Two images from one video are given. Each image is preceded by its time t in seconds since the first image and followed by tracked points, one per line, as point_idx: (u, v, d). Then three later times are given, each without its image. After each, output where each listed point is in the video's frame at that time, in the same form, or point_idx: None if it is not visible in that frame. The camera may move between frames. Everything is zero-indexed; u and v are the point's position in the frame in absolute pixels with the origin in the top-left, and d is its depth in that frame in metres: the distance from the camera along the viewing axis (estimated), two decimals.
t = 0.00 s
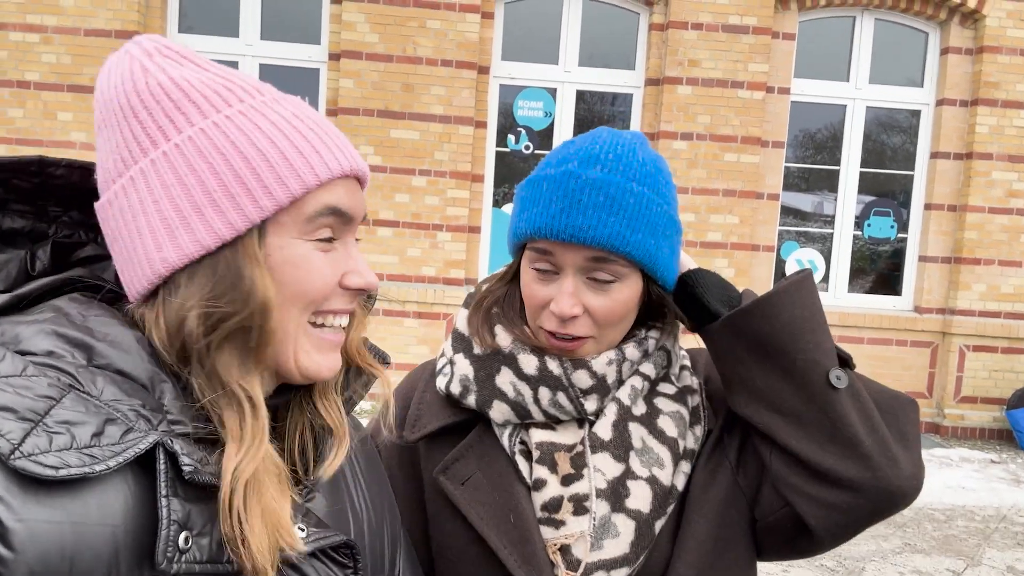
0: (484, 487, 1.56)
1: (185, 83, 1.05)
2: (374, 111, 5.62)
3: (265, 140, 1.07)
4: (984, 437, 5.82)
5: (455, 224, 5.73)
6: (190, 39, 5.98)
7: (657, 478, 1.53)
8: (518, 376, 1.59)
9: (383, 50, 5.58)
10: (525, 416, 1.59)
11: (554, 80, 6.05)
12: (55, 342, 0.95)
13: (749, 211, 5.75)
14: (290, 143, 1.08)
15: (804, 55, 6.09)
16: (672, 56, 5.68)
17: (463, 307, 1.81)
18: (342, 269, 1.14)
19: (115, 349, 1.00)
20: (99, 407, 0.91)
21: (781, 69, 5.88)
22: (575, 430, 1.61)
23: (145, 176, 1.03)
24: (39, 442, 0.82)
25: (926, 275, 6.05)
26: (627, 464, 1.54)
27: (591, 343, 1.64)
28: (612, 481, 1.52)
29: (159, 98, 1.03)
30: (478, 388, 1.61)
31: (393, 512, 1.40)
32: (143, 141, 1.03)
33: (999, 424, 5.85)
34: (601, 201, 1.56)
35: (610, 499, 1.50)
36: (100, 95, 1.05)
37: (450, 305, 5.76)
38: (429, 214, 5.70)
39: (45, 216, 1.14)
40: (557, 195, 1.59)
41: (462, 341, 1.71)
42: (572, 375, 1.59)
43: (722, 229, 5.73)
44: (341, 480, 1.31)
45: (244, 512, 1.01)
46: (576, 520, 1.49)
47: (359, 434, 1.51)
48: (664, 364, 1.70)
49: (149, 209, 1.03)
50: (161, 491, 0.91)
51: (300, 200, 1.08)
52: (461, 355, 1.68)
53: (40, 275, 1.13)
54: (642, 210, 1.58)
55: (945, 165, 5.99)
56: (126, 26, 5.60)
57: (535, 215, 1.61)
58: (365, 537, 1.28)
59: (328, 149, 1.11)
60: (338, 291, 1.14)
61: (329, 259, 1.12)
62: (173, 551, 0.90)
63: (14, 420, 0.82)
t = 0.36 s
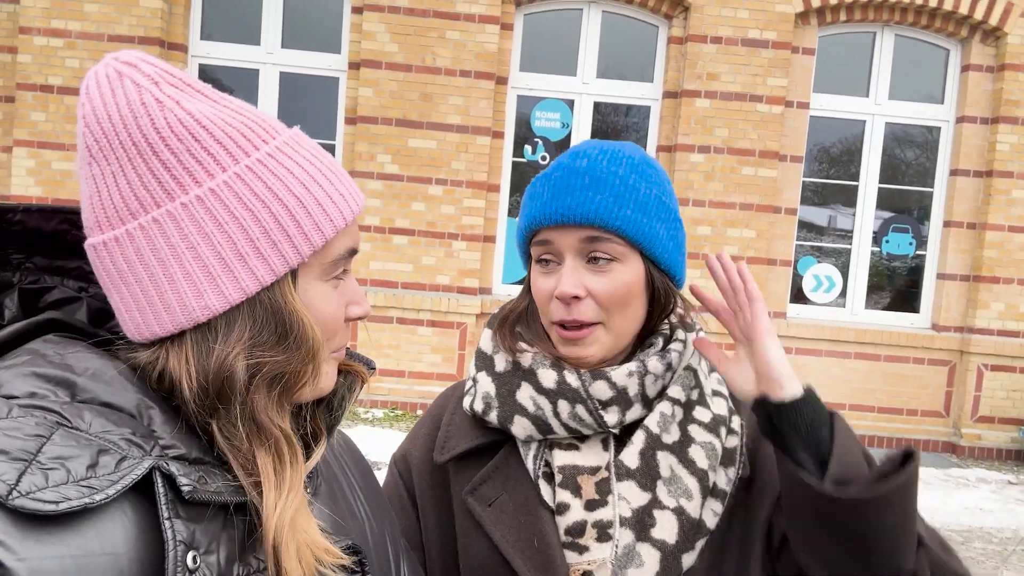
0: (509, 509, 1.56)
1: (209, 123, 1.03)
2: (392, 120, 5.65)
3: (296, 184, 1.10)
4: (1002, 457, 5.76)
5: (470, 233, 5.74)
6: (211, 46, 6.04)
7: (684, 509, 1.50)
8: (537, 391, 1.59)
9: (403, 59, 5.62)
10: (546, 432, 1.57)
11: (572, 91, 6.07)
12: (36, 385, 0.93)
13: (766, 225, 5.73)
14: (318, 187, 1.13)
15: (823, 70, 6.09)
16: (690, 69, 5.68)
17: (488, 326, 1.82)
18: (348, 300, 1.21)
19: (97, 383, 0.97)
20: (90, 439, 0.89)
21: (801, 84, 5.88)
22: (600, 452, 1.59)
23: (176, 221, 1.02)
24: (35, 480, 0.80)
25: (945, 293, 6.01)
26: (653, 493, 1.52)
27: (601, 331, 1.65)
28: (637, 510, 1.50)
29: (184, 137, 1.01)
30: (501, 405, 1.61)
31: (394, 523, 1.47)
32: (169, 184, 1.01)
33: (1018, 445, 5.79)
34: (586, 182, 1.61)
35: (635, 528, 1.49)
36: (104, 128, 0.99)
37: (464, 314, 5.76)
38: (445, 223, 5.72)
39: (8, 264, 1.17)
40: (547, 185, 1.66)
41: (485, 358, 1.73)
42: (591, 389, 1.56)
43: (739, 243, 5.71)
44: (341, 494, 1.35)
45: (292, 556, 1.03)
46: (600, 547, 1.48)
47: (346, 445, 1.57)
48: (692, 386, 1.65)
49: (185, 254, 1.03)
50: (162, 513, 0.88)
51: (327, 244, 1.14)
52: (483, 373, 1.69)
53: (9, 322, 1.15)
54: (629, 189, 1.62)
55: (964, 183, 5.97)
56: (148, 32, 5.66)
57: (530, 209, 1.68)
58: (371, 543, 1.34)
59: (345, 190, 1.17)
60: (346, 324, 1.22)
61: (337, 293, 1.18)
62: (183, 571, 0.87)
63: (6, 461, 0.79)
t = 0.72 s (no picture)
0: (506, 499, 1.58)
1: (239, 118, 1.04)
2: (400, 127, 5.68)
3: (321, 181, 1.11)
4: (1007, 473, 5.73)
5: (476, 240, 5.76)
6: (222, 51, 6.09)
7: (670, 523, 1.47)
8: (535, 385, 1.59)
9: (412, 67, 5.65)
10: (540, 426, 1.58)
11: (579, 101, 6.10)
12: (48, 369, 0.92)
13: (772, 236, 5.73)
14: (341, 185, 1.14)
15: (830, 83, 6.11)
16: (697, 80, 5.71)
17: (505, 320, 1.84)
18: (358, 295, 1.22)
19: (110, 369, 0.97)
20: (102, 425, 0.88)
21: (807, 96, 5.90)
22: (591, 453, 1.58)
23: (205, 211, 1.03)
24: (50, 465, 0.80)
25: (950, 307, 6.00)
26: (640, 502, 1.50)
27: (598, 324, 1.61)
28: (620, 517, 1.51)
29: (215, 131, 1.02)
30: (501, 395, 1.61)
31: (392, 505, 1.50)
32: (198, 174, 1.02)
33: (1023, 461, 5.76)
34: (601, 175, 1.61)
35: (615, 534, 1.50)
36: (135, 118, 1.00)
37: (469, 320, 5.78)
38: (451, 230, 5.74)
39: (18, 248, 1.18)
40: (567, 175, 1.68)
41: (496, 348, 1.72)
42: (584, 389, 1.55)
43: (744, 254, 5.71)
44: (342, 481, 1.37)
45: (301, 546, 1.03)
46: (578, 546, 1.51)
47: (352, 440, 1.56)
48: (698, 397, 1.60)
49: (214, 244, 1.03)
50: (173, 499, 0.88)
51: (347, 240, 1.16)
52: (492, 363, 1.69)
53: (18, 306, 1.16)
54: (644, 187, 1.61)
55: (970, 197, 5.97)
56: (159, 36, 5.70)
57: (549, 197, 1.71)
58: (371, 532, 1.35)
59: (365, 187, 1.18)
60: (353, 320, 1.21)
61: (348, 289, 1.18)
62: (191, 557, 0.87)
63: (22, 446, 0.79)
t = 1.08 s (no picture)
0: (488, 503, 1.59)
1: (231, 109, 1.04)
2: (404, 133, 5.70)
3: (312, 175, 1.12)
4: (1010, 484, 5.70)
5: (478, 245, 5.76)
6: (227, 56, 6.13)
7: (654, 534, 1.46)
8: (516, 390, 1.59)
9: (416, 73, 5.67)
10: (522, 432, 1.59)
11: (583, 108, 6.12)
12: (33, 354, 0.92)
13: (774, 244, 5.73)
14: (332, 179, 1.15)
15: (834, 92, 6.12)
16: (700, 88, 5.72)
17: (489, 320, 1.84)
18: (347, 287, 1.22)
19: (95, 356, 0.97)
20: (86, 411, 0.89)
21: (810, 105, 5.90)
22: (574, 459, 1.59)
23: (195, 201, 1.03)
24: (33, 449, 0.80)
25: (953, 317, 5.98)
26: (624, 513, 1.49)
27: (584, 337, 1.62)
28: (602, 527, 1.49)
29: (208, 121, 1.02)
30: (484, 399, 1.63)
31: (376, 505, 1.49)
32: (190, 164, 1.02)
33: None
34: (577, 187, 1.59)
35: (598, 546, 1.48)
36: (127, 104, 0.99)
37: (471, 326, 5.77)
38: (454, 235, 5.75)
39: (3, 232, 1.15)
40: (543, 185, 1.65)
41: (481, 352, 1.74)
42: (566, 395, 1.56)
43: (747, 261, 5.71)
44: (325, 475, 1.36)
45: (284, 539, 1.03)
46: (556, 556, 1.50)
47: (336, 433, 1.55)
48: (686, 404, 1.58)
49: (202, 234, 1.03)
50: (155, 487, 0.88)
51: (336, 234, 1.16)
52: (476, 365, 1.71)
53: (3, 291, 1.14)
54: (622, 196, 1.58)
55: (974, 207, 5.96)
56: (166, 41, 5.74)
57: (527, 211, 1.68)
58: (354, 527, 1.36)
59: (354, 182, 1.19)
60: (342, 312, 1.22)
61: (337, 282, 1.18)
62: (173, 544, 0.87)
63: (5, 430, 0.79)
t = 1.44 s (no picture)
0: (485, 504, 1.58)
1: (235, 111, 1.04)
2: (404, 137, 5.71)
3: (315, 178, 1.12)
4: (1010, 490, 5.69)
5: (478, 249, 5.76)
6: (228, 60, 6.14)
7: (655, 535, 1.46)
8: (517, 392, 1.59)
9: (417, 77, 5.68)
10: (522, 433, 1.58)
11: (583, 113, 6.13)
12: (36, 354, 0.92)
13: (774, 249, 5.73)
14: (335, 182, 1.15)
15: (834, 97, 6.13)
16: (700, 93, 5.73)
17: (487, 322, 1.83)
18: (350, 289, 1.22)
19: (98, 357, 0.97)
20: (88, 411, 0.88)
21: (810, 110, 5.91)
22: (574, 461, 1.59)
23: (198, 204, 1.03)
24: (35, 449, 0.79)
25: (953, 322, 5.98)
26: (625, 514, 1.49)
27: (597, 346, 1.61)
28: (603, 528, 1.49)
29: (211, 124, 1.02)
30: (483, 401, 1.62)
31: (377, 506, 1.48)
32: (193, 167, 1.02)
33: None
34: (602, 196, 1.56)
35: (599, 547, 1.47)
36: (131, 107, 0.99)
37: (470, 330, 5.77)
38: (454, 239, 5.75)
39: (10, 233, 1.16)
40: (562, 193, 1.60)
41: (480, 354, 1.74)
42: (568, 396, 1.55)
43: (746, 266, 5.71)
44: (328, 479, 1.35)
45: (287, 541, 1.03)
46: (556, 557, 1.50)
47: (339, 436, 1.54)
48: (687, 406, 1.59)
49: (205, 237, 1.03)
50: (157, 487, 0.87)
51: (338, 238, 1.16)
52: (475, 367, 1.70)
53: (8, 291, 1.14)
54: (648, 208, 1.57)
55: (974, 213, 5.97)
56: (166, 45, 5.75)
57: (544, 216, 1.62)
58: (354, 528, 1.35)
59: (358, 185, 1.19)
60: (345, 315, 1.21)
61: (340, 284, 1.18)
62: (174, 546, 0.87)
63: (7, 430, 0.78)
